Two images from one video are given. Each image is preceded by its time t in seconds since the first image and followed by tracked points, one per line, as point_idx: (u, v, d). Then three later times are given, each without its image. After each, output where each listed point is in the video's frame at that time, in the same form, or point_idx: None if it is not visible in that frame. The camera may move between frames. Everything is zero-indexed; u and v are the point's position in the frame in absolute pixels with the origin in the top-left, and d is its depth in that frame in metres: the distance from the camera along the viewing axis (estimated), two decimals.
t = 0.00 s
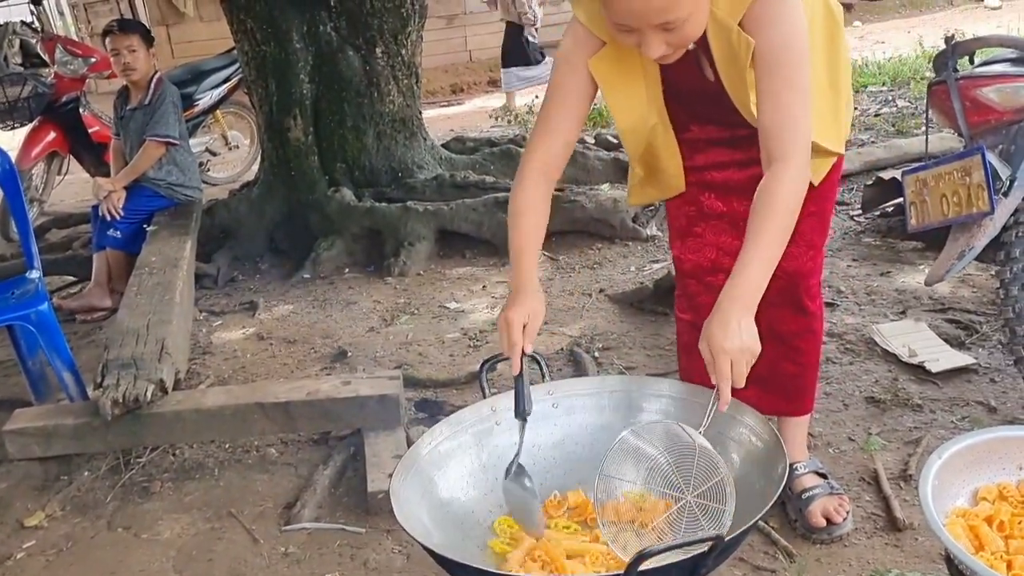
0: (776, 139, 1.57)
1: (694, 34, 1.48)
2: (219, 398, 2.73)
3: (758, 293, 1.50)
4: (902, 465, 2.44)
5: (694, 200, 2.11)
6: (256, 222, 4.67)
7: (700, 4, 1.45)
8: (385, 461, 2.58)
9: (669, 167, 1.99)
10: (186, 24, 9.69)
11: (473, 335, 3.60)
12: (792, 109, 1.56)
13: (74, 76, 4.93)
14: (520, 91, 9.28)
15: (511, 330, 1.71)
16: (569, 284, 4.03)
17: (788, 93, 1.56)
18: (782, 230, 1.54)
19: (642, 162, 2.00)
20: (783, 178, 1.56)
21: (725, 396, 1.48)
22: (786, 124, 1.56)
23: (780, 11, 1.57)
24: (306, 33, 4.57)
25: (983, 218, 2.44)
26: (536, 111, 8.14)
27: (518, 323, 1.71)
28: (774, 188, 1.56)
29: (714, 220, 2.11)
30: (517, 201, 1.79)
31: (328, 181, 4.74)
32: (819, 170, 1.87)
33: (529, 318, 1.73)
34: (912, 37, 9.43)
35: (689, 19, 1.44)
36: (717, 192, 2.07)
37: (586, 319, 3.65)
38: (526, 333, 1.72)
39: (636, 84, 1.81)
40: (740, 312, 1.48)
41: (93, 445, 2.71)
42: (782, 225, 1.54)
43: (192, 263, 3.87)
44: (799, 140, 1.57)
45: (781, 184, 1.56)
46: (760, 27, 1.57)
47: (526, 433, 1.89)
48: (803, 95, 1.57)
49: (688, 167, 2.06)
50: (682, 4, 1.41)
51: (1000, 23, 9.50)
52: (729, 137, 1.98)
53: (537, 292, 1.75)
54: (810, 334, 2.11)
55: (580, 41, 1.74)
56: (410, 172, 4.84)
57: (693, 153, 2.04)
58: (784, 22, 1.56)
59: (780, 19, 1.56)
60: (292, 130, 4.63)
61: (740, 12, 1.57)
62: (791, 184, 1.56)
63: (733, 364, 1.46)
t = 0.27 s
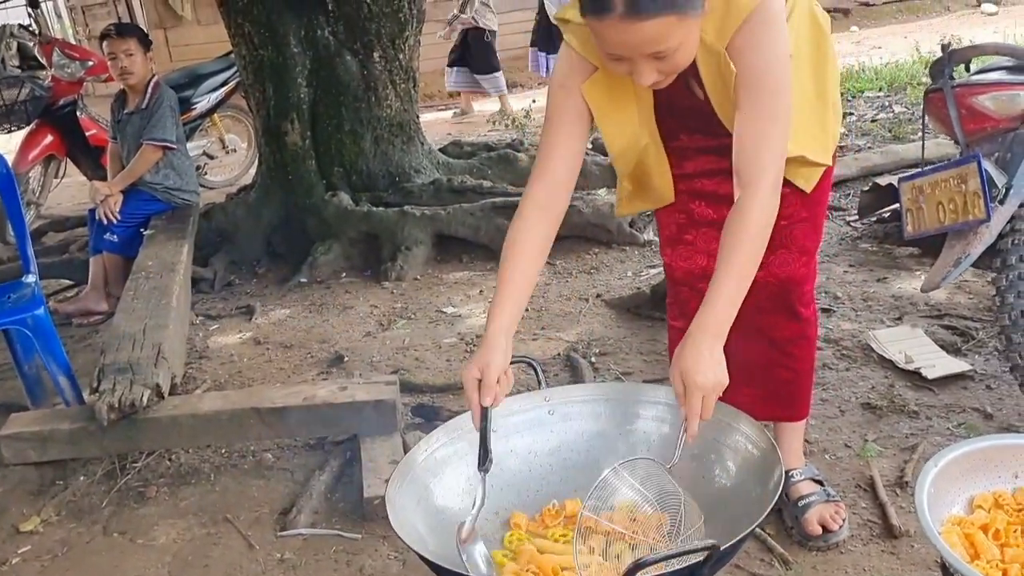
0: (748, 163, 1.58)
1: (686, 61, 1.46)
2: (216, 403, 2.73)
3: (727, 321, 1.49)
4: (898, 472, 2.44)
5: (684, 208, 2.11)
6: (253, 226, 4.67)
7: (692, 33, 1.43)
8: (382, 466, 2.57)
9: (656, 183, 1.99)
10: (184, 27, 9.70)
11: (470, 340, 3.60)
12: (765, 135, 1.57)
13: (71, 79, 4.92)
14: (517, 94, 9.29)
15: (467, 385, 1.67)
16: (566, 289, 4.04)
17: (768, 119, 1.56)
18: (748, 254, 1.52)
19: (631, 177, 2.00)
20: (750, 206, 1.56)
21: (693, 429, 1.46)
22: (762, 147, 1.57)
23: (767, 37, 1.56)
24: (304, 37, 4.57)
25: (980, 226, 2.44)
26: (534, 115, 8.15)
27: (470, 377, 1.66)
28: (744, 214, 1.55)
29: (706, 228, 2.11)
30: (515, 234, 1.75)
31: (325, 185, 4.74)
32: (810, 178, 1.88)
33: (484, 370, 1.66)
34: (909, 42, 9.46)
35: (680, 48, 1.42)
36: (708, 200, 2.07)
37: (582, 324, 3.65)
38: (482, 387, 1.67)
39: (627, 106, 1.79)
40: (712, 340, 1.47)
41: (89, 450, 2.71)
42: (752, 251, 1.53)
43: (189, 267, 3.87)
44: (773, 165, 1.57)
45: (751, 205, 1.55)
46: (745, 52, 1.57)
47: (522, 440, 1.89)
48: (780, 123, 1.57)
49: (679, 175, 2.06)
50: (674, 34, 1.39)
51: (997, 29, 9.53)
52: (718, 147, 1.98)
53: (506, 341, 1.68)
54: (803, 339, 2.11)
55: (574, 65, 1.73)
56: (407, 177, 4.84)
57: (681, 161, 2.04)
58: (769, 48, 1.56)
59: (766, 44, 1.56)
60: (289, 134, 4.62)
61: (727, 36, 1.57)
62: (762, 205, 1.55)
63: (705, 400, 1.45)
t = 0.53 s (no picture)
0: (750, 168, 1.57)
1: (681, 63, 1.46)
2: (209, 407, 2.72)
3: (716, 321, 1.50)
4: (892, 477, 2.44)
5: (678, 213, 2.11)
6: (247, 229, 4.65)
7: (688, 35, 1.43)
8: (375, 471, 2.56)
9: (650, 187, 1.99)
10: (179, 30, 9.68)
11: (464, 344, 3.59)
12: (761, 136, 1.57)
13: (65, 82, 4.92)
14: (513, 99, 9.30)
15: (500, 387, 1.67)
16: (561, 293, 4.03)
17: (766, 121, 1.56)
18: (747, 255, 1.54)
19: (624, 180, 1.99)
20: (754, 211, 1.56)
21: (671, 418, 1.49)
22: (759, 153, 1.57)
23: (761, 41, 1.57)
24: (299, 41, 4.56)
25: (974, 231, 2.43)
26: (530, 119, 8.15)
27: (502, 376, 1.66)
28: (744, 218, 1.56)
29: (699, 233, 2.11)
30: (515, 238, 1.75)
31: (319, 188, 4.73)
32: (805, 182, 1.85)
33: (514, 368, 1.66)
34: (904, 47, 9.49)
35: (676, 51, 1.42)
36: (701, 205, 2.07)
37: (577, 328, 3.64)
38: (515, 384, 1.67)
39: (618, 111, 1.79)
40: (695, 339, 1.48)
41: (80, 454, 2.69)
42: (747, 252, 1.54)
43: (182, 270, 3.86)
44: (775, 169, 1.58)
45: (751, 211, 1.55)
46: (739, 54, 1.58)
47: (516, 445, 1.89)
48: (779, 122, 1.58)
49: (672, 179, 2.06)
50: (670, 37, 1.39)
51: (991, 34, 9.56)
52: (714, 151, 1.97)
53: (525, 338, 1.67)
54: (799, 344, 2.11)
55: (564, 68, 1.73)
56: (402, 181, 4.83)
57: (676, 165, 2.04)
58: (764, 49, 1.57)
59: (760, 45, 1.57)
60: (284, 138, 4.61)
61: (722, 37, 1.58)
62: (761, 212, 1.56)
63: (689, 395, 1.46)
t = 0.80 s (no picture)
0: (801, 148, 1.57)
1: (689, 54, 1.47)
2: (203, 412, 2.71)
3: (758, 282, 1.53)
4: (887, 482, 2.44)
5: (678, 218, 2.11)
6: (243, 234, 4.65)
7: (696, 27, 1.44)
8: (370, 477, 2.56)
9: (646, 189, 1.97)
10: (175, 34, 9.69)
11: (459, 349, 3.59)
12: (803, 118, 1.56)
13: (61, 86, 4.91)
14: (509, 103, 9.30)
15: (504, 316, 1.77)
16: (556, 298, 4.03)
17: (800, 103, 1.55)
18: (800, 226, 1.56)
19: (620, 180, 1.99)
20: (809, 184, 1.57)
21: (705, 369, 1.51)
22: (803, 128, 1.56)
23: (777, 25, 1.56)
24: (295, 45, 4.56)
25: (968, 237, 2.43)
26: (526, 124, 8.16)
27: (510, 308, 1.77)
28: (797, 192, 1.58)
29: (698, 239, 2.11)
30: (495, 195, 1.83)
31: (315, 192, 4.73)
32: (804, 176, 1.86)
33: (521, 301, 1.79)
34: (899, 52, 9.51)
35: (686, 41, 1.42)
36: (700, 211, 2.07)
37: (573, 333, 3.64)
38: (523, 313, 1.79)
39: (615, 103, 1.80)
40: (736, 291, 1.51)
41: (74, 460, 2.68)
42: (797, 225, 1.56)
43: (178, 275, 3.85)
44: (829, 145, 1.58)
45: (810, 184, 1.57)
46: (756, 42, 1.57)
47: (511, 450, 1.89)
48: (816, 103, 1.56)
49: (671, 183, 2.07)
50: (680, 29, 1.39)
51: (986, 40, 9.59)
52: (714, 155, 1.97)
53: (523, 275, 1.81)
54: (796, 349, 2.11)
55: (562, 58, 1.75)
56: (398, 185, 4.83)
57: (676, 170, 2.04)
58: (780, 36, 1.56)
59: (773, 33, 1.56)
60: (279, 142, 4.61)
61: (732, 30, 1.57)
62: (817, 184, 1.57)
63: (721, 346, 1.49)
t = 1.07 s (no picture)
0: (794, 157, 1.56)
1: (698, 52, 1.47)
2: (199, 415, 2.70)
3: (761, 296, 1.49)
4: (884, 484, 2.44)
5: (677, 219, 2.11)
6: (239, 236, 4.64)
7: (704, 24, 1.44)
8: (367, 479, 2.55)
9: (650, 189, 1.97)
10: (171, 36, 9.69)
11: (456, 351, 3.58)
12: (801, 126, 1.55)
13: (57, 88, 4.90)
14: (506, 105, 9.30)
15: (462, 318, 1.72)
16: (554, 299, 4.03)
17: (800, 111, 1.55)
18: (795, 241, 1.54)
19: (623, 182, 1.99)
20: (801, 197, 1.56)
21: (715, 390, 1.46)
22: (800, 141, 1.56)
23: (779, 32, 1.57)
24: (291, 46, 4.55)
25: (965, 238, 2.43)
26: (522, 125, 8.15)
27: (468, 309, 1.71)
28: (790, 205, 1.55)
29: (696, 239, 2.11)
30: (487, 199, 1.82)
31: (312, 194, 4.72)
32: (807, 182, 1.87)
33: (480, 302, 1.73)
34: (895, 54, 9.52)
35: (695, 39, 1.42)
36: (700, 211, 2.07)
37: (569, 335, 3.64)
38: (477, 317, 1.73)
39: (622, 105, 1.80)
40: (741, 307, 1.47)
41: (69, 462, 2.67)
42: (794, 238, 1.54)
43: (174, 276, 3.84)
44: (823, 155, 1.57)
45: (799, 200, 1.55)
46: (760, 47, 1.57)
47: (508, 452, 1.88)
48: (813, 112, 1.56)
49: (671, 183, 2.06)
50: (690, 26, 1.39)
51: (982, 41, 9.60)
52: (716, 156, 1.97)
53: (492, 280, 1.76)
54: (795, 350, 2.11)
55: (565, 57, 1.75)
56: (395, 186, 4.83)
57: (676, 170, 2.04)
58: (784, 40, 1.56)
59: (776, 36, 1.56)
60: (276, 144, 4.61)
61: (736, 32, 1.57)
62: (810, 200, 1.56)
63: (725, 357, 1.44)
